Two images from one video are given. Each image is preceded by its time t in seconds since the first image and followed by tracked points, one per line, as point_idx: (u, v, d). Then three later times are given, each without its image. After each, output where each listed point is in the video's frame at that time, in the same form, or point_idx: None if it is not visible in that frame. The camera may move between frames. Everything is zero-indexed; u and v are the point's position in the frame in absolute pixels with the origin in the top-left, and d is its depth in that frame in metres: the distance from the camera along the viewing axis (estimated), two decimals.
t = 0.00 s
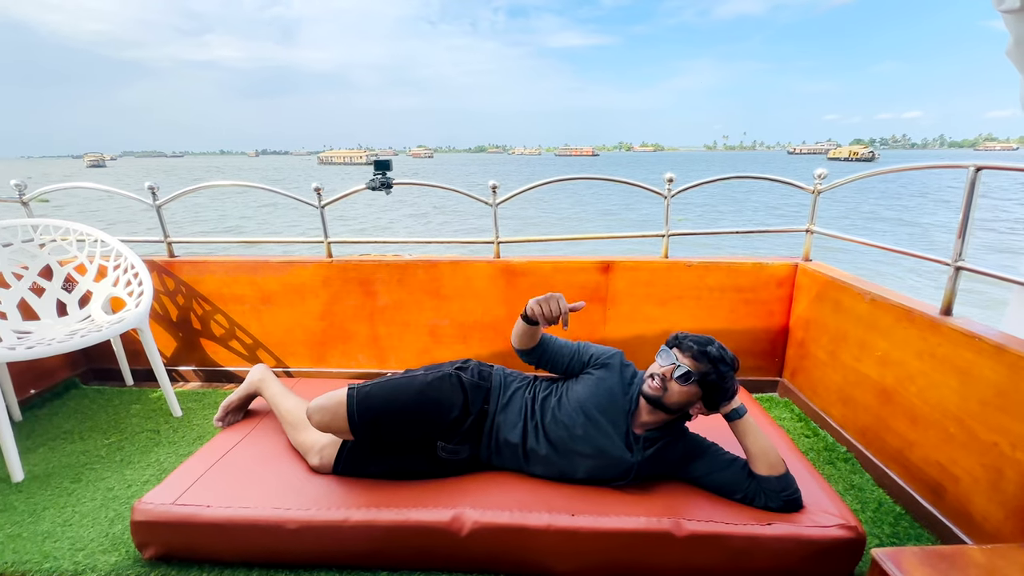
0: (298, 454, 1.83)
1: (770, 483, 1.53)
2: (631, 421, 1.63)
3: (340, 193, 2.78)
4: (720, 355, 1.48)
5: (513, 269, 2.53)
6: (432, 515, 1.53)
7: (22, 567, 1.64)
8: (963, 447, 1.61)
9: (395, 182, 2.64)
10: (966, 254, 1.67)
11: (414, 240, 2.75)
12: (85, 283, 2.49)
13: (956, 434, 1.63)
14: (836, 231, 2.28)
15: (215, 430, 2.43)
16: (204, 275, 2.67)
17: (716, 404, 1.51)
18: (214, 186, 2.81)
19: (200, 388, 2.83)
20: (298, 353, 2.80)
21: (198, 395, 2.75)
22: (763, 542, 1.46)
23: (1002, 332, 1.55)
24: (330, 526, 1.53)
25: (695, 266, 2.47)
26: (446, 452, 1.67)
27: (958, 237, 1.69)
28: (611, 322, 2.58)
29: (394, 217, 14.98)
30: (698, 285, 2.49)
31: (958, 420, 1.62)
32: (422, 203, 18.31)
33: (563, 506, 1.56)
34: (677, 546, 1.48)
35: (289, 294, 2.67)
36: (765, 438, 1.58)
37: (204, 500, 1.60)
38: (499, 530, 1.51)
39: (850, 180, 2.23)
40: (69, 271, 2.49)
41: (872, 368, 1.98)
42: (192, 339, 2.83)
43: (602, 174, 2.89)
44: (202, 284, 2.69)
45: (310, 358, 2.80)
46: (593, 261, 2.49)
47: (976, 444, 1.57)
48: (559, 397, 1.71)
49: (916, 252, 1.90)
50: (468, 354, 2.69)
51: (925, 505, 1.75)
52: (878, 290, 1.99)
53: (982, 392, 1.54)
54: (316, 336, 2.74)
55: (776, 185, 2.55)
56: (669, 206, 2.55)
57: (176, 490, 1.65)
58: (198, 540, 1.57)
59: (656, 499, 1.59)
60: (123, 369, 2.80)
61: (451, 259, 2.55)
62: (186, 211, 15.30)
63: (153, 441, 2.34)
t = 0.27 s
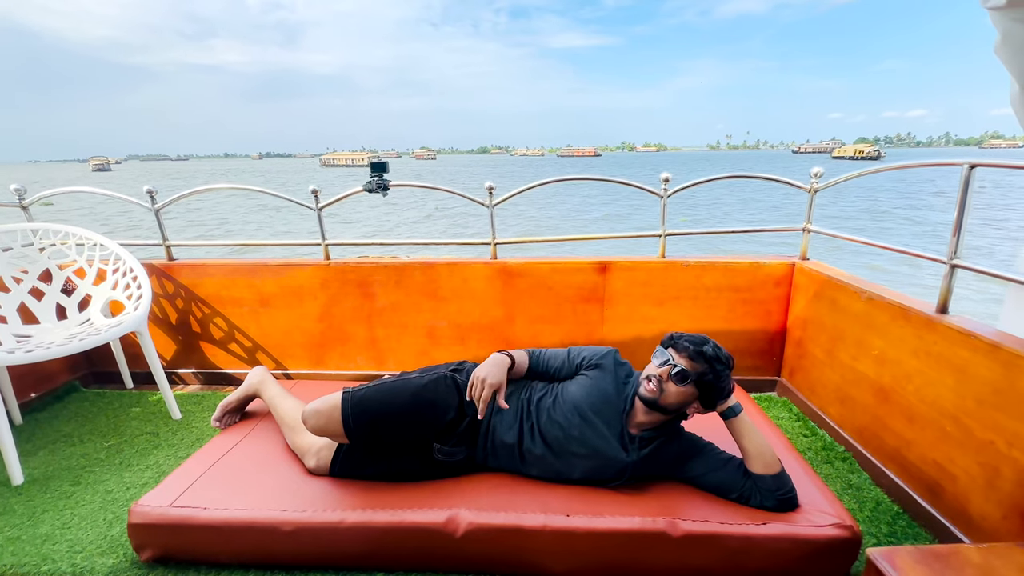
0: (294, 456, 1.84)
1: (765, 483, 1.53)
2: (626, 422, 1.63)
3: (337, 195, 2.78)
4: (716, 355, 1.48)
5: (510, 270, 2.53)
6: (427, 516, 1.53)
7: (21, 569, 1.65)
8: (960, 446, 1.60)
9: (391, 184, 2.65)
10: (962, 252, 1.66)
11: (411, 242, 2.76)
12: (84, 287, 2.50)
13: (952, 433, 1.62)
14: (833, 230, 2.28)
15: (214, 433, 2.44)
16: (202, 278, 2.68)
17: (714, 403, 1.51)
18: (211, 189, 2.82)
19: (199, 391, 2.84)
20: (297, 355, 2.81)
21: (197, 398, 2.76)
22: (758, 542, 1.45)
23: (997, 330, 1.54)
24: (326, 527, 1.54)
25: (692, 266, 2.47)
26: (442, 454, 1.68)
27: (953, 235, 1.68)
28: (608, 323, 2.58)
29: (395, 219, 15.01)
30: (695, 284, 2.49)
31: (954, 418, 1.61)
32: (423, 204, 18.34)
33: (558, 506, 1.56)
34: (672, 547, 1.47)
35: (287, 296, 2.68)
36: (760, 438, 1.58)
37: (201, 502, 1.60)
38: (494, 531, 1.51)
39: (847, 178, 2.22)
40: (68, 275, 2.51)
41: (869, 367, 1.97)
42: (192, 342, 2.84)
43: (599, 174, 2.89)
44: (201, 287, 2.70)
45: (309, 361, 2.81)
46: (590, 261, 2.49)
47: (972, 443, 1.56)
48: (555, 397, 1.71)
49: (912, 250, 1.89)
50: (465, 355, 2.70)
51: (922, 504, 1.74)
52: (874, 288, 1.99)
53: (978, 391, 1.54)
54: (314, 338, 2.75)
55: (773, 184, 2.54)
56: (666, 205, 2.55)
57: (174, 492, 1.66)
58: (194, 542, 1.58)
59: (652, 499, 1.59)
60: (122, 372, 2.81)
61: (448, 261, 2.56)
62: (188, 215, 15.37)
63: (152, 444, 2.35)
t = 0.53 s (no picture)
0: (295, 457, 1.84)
1: (762, 483, 1.53)
2: (624, 423, 1.63)
3: (337, 198, 2.79)
4: (713, 358, 1.48)
5: (509, 271, 2.54)
6: (427, 516, 1.54)
7: (24, 571, 1.66)
8: (958, 444, 1.60)
9: (390, 186, 2.66)
10: (959, 251, 1.67)
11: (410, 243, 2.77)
12: (86, 290, 2.52)
13: (950, 431, 1.63)
14: (831, 229, 2.28)
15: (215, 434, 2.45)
16: (203, 280, 2.69)
17: (707, 406, 1.51)
18: (213, 192, 2.84)
19: (201, 393, 2.85)
20: (297, 357, 2.82)
21: (199, 400, 2.78)
22: (756, 541, 1.46)
23: (994, 328, 1.54)
24: (326, 528, 1.55)
25: (690, 266, 2.47)
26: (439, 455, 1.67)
27: (950, 234, 1.68)
28: (607, 323, 2.59)
29: (396, 220, 15.05)
30: (694, 284, 2.50)
31: (952, 417, 1.62)
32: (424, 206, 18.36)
33: (557, 506, 1.57)
34: (671, 546, 1.48)
35: (288, 298, 2.69)
36: (757, 438, 1.58)
37: (202, 504, 1.61)
38: (493, 531, 1.52)
39: (844, 178, 2.22)
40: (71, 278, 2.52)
41: (867, 366, 1.98)
42: (194, 345, 2.86)
43: (597, 175, 2.90)
44: (202, 290, 2.72)
45: (310, 362, 2.82)
46: (589, 262, 2.50)
47: (970, 441, 1.56)
48: (553, 398, 1.72)
49: (909, 249, 1.89)
50: (465, 356, 2.71)
51: (921, 502, 1.74)
52: (872, 287, 1.99)
53: (976, 389, 1.54)
54: (315, 339, 2.76)
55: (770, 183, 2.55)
56: (664, 206, 2.56)
57: (175, 493, 1.67)
58: (195, 543, 1.59)
59: (650, 499, 1.60)
60: (124, 374, 2.83)
61: (447, 262, 2.57)
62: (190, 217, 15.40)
63: (154, 446, 2.37)
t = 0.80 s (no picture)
0: (298, 457, 1.84)
1: (768, 482, 1.53)
2: (627, 424, 1.61)
3: (339, 197, 2.79)
4: (716, 368, 1.43)
5: (512, 270, 2.54)
6: (432, 516, 1.54)
7: (28, 571, 1.66)
8: (964, 442, 1.60)
9: (393, 185, 2.65)
10: (965, 248, 1.66)
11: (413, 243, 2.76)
12: (89, 290, 2.52)
13: (956, 429, 1.62)
14: (835, 227, 2.27)
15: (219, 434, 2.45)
16: (205, 280, 2.69)
17: (710, 413, 1.48)
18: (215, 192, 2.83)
19: (204, 393, 2.85)
20: (300, 357, 2.82)
21: (202, 399, 2.78)
22: (763, 540, 1.45)
23: (1000, 326, 1.54)
24: (330, 528, 1.54)
25: (694, 264, 2.46)
26: (444, 456, 1.68)
27: (955, 231, 1.68)
28: (611, 322, 2.58)
29: (397, 220, 15.04)
30: (697, 283, 2.49)
31: (959, 415, 1.61)
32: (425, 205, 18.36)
33: (562, 505, 1.57)
34: (677, 545, 1.48)
35: (290, 298, 2.69)
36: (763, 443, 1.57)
37: (206, 503, 1.61)
38: (498, 530, 1.51)
39: (849, 175, 2.22)
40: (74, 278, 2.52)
41: (872, 364, 1.97)
42: (196, 345, 2.86)
43: (600, 173, 2.89)
44: (204, 290, 2.71)
45: (312, 362, 2.82)
46: (592, 261, 2.49)
47: (977, 439, 1.56)
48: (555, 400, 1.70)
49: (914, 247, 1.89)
50: (468, 355, 2.70)
51: (927, 501, 1.74)
52: (877, 285, 1.98)
53: (983, 387, 1.53)
54: (317, 339, 2.76)
55: (774, 181, 2.54)
56: (667, 204, 2.55)
57: (179, 493, 1.66)
58: (200, 542, 1.59)
59: (655, 498, 1.59)
60: (127, 374, 2.83)
61: (449, 261, 2.56)
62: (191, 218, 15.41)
63: (157, 445, 2.36)
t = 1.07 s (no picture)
0: (303, 457, 1.83)
1: (778, 482, 1.52)
2: (634, 429, 1.58)
3: (342, 196, 2.78)
4: (728, 366, 1.43)
5: (516, 269, 2.53)
6: (438, 516, 1.53)
7: (32, 571, 1.65)
8: (973, 442, 1.59)
9: (396, 183, 2.64)
10: (974, 247, 1.65)
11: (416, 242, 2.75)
12: (91, 289, 2.51)
13: (965, 429, 1.61)
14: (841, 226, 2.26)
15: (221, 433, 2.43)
16: (208, 279, 2.68)
17: (721, 413, 1.48)
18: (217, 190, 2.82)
19: (207, 392, 2.84)
20: (303, 356, 2.81)
21: (204, 398, 2.77)
22: (772, 540, 1.45)
23: (1010, 325, 1.53)
24: (337, 528, 1.53)
25: (699, 263, 2.45)
26: (449, 458, 1.67)
27: (965, 230, 1.67)
28: (615, 321, 2.57)
29: (397, 219, 15.03)
30: (702, 282, 2.48)
31: (967, 414, 1.60)
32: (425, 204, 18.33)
33: (569, 506, 1.56)
34: (685, 545, 1.47)
35: (293, 297, 2.68)
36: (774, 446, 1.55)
37: (211, 504, 1.60)
38: (505, 531, 1.51)
39: (855, 174, 2.21)
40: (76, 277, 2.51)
41: (879, 363, 1.96)
42: (199, 344, 2.85)
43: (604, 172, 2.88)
44: (207, 289, 2.70)
45: (315, 361, 2.81)
46: (596, 260, 2.48)
47: (986, 439, 1.55)
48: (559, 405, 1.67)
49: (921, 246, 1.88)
50: (472, 354, 2.69)
51: (934, 500, 1.73)
52: (883, 284, 1.98)
53: (993, 387, 1.52)
54: (320, 338, 2.75)
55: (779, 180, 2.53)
56: (672, 203, 2.54)
57: (184, 493, 1.65)
58: (205, 543, 1.58)
59: (663, 499, 1.58)
60: (129, 373, 2.82)
61: (453, 260, 2.55)
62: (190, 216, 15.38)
63: (160, 445, 2.35)
